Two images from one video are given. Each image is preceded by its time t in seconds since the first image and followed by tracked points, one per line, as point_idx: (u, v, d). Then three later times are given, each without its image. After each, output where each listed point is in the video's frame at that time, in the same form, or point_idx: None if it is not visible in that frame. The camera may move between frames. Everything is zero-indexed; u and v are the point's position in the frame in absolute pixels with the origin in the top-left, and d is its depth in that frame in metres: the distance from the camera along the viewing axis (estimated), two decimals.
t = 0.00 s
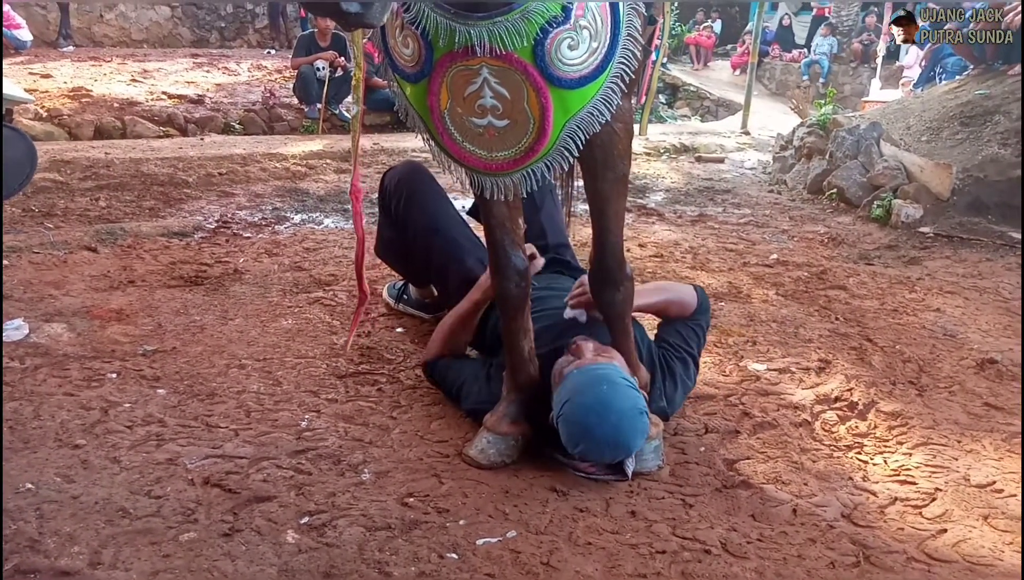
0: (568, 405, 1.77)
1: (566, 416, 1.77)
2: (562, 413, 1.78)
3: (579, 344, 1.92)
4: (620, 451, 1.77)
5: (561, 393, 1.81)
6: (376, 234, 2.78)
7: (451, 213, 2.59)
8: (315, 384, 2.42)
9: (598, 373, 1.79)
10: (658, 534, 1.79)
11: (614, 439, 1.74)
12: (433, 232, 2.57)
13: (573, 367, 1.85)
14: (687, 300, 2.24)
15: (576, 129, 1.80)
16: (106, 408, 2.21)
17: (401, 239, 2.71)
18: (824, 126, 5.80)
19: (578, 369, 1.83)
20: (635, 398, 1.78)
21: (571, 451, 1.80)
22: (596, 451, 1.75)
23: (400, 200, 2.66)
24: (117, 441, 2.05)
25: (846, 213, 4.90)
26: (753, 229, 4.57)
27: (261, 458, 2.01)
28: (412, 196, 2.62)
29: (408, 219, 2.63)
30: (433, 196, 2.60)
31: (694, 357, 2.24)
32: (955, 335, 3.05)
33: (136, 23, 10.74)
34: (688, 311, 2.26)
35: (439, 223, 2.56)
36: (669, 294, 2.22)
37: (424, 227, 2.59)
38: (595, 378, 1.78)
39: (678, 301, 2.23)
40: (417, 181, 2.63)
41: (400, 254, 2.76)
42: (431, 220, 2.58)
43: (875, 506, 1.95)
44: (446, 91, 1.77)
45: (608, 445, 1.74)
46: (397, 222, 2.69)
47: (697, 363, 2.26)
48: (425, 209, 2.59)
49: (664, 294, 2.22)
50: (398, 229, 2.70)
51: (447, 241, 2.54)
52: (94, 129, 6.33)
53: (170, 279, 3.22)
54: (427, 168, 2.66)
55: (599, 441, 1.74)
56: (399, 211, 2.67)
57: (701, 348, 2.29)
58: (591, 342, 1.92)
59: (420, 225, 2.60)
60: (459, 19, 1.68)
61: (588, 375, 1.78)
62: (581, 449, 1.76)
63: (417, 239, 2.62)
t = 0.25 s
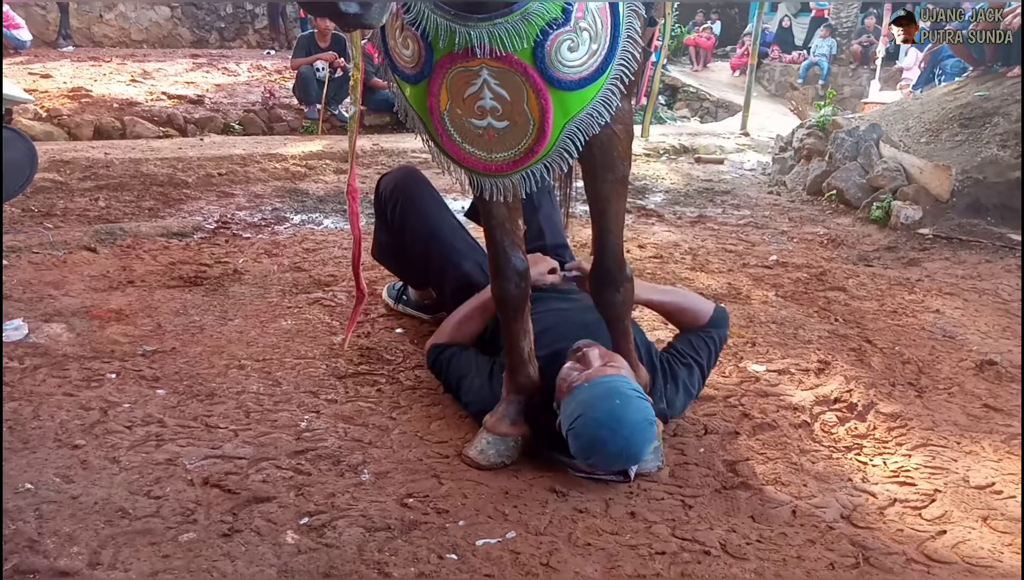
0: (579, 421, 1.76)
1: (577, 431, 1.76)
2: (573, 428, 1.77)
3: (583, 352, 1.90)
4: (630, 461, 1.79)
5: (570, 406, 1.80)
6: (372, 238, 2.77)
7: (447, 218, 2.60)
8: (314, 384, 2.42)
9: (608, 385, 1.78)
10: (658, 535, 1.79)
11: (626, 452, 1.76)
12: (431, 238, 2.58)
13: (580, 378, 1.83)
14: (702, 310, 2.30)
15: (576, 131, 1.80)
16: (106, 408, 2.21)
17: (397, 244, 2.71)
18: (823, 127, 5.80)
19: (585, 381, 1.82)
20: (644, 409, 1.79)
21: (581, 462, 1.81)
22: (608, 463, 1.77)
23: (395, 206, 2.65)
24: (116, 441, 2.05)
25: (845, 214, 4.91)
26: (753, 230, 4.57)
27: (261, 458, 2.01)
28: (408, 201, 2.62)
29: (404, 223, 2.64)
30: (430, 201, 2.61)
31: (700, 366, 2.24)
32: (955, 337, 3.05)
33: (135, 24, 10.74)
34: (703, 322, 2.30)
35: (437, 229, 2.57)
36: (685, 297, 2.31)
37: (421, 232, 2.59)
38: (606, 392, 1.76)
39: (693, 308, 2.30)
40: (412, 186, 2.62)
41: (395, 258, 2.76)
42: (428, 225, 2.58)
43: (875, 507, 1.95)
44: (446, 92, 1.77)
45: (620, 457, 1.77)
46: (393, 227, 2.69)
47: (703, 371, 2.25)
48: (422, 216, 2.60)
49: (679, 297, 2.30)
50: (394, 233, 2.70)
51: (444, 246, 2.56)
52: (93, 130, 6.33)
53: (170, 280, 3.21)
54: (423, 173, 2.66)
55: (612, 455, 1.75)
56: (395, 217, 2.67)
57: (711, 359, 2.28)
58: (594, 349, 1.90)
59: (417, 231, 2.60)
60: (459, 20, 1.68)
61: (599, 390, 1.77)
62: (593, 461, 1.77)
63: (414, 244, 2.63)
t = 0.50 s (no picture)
0: (611, 445, 1.83)
1: (607, 453, 1.84)
2: (603, 449, 1.84)
3: (603, 366, 1.92)
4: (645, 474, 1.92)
5: (598, 427, 1.86)
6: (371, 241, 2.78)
7: (446, 221, 2.61)
8: (314, 385, 2.42)
9: (637, 410, 1.85)
10: (658, 536, 1.79)
11: (648, 470, 1.87)
12: (429, 241, 2.59)
13: (606, 397, 1.87)
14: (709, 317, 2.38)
15: (576, 131, 1.80)
16: (106, 409, 2.21)
17: (395, 247, 2.72)
18: (823, 128, 5.80)
19: (612, 402, 1.87)
20: (666, 429, 1.89)
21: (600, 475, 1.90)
22: (629, 479, 1.88)
23: (394, 209, 2.66)
24: (116, 441, 2.05)
25: (845, 215, 4.91)
26: (753, 230, 4.57)
27: (261, 459, 2.01)
28: (406, 204, 2.63)
29: (402, 226, 2.65)
30: (428, 203, 2.62)
31: (703, 372, 2.22)
32: (955, 338, 3.05)
33: (136, 24, 10.74)
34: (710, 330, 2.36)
35: (435, 231, 2.58)
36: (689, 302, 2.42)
37: (419, 235, 2.60)
38: (637, 417, 1.84)
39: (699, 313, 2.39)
40: (411, 188, 2.64)
41: (394, 260, 2.76)
42: (426, 227, 2.59)
43: (875, 508, 1.95)
44: (447, 92, 1.77)
45: (641, 474, 1.88)
46: (391, 229, 2.70)
47: (707, 378, 2.23)
48: (419, 218, 2.61)
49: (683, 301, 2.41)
50: (393, 236, 2.71)
51: (442, 249, 2.57)
52: (94, 130, 6.33)
53: (170, 280, 3.21)
54: (420, 175, 2.67)
55: (636, 474, 1.86)
56: (393, 220, 2.68)
57: (717, 366, 2.25)
58: (614, 362, 1.93)
59: (415, 233, 2.61)
60: (459, 21, 1.68)
61: (632, 415, 1.84)
62: (612, 477, 1.88)
63: (412, 247, 2.64)
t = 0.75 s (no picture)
0: (616, 450, 1.83)
1: (613, 460, 1.83)
2: (608, 453, 1.83)
3: (609, 373, 1.92)
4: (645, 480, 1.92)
5: (604, 433, 1.86)
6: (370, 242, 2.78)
7: (445, 222, 2.61)
8: (313, 385, 2.42)
9: (643, 417, 1.86)
10: (656, 536, 1.79)
11: (651, 476, 1.88)
12: (429, 241, 2.59)
13: (613, 404, 1.88)
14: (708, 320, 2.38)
15: (576, 132, 1.79)
16: (104, 409, 2.20)
17: (393, 248, 2.72)
18: (822, 128, 5.81)
19: (619, 409, 1.87)
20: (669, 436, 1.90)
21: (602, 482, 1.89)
22: (631, 485, 1.89)
23: (393, 210, 2.66)
24: (114, 441, 2.05)
25: (844, 215, 4.91)
26: (752, 231, 4.57)
27: (260, 459, 2.01)
28: (406, 205, 2.63)
29: (401, 227, 2.64)
30: (428, 204, 2.62)
31: (702, 373, 2.22)
32: (953, 338, 3.05)
33: (135, 23, 10.74)
34: (709, 333, 2.36)
35: (435, 232, 2.58)
36: (689, 304, 2.42)
37: (419, 235, 2.60)
38: (644, 424, 1.85)
39: (698, 316, 2.39)
40: (410, 189, 2.63)
41: (392, 262, 2.76)
42: (426, 228, 2.59)
43: (873, 508, 1.95)
44: (448, 92, 1.77)
45: (644, 481, 1.88)
46: (389, 230, 2.69)
47: (706, 380, 2.22)
48: (419, 219, 2.61)
49: (683, 303, 2.42)
50: (391, 238, 2.71)
51: (442, 249, 2.57)
52: (93, 130, 6.32)
53: (168, 280, 3.21)
54: (418, 175, 2.67)
55: (639, 480, 1.86)
56: (392, 221, 2.67)
57: (715, 369, 2.25)
58: (620, 368, 1.93)
59: (415, 234, 2.61)
60: (460, 21, 1.69)
61: (639, 422, 1.84)
62: (613, 483, 1.88)
63: (411, 248, 2.64)
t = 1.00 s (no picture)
0: (617, 451, 1.83)
1: (613, 461, 1.83)
2: (608, 455, 1.84)
3: (610, 375, 1.92)
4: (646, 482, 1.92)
5: (605, 435, 1.86)
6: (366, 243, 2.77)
7: (445, 223, 2.62)
8: (312, 385, 2.42)
9: (644, 418, 1.86)
10: (656, 536, 1.79)
11: (652, 478, 1.88)
12: (429, 243, 2.59)
13: (614, 406, 1.87)
14: (706, 322, 2.38)
15: (575, 132, 1.79)
16: (104, 409, 2.20)
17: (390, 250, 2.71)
18: (821, 128, 5.81)
19: (620, 410, 1.87)
20: (671, 438, 1.90)
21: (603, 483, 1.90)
22: (632, 486, 1.89)
23: (391, 211, 2.65)
24: (114, 441, 2.05)
25: (843, 215, 4.91)
26: (751, 231, 4.57)
27: (259, 459, 2.01)
28: (404, 206, 2.62)
29: (399, 229, 2.64)
30: (427, 206, 2.62)
31: (701, 373, 2.21)
32: (952, 338, 3.06)
33: (134, 23, 10.73)
34: (707, 334, 2.36)
35: (435, 234, 2.59)
36: (687, 305, 2.42)
37: (419, 237, 2.61)
38: (644, 426, 1.85)
39: (696, 318, 2.39)
40: (408, 190, 2.63)
41: (388, 263, 2.75)
42: (426, 230, 2.60)
43: (873, 508, 1.95)
44: (447, 93, 1.77)
45: (645, 482, 1.88)
46: (386, 232, 2.69)
47: (705, 381, 2.22)
48: (418, 221, 2.61)
49: (681, 304, 2.42)
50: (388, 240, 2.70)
51: (443, 251, 2.58)
52: (92, 130, 6.32)
53: (168, 280, 3.21)
54: (416, 176, 2.67)
55: (640, 481, 1.86)
56: (389, 223, 2.66)
57: (715, 369, 2.25)
58: (621, 370, 1.93)
59: (414, 235, 2.61)
60: (459, 21, 1.69)
61: (639, 424, 1.84)
62: (614, 484, 1.88)
63: (410, 249, 2.64)
